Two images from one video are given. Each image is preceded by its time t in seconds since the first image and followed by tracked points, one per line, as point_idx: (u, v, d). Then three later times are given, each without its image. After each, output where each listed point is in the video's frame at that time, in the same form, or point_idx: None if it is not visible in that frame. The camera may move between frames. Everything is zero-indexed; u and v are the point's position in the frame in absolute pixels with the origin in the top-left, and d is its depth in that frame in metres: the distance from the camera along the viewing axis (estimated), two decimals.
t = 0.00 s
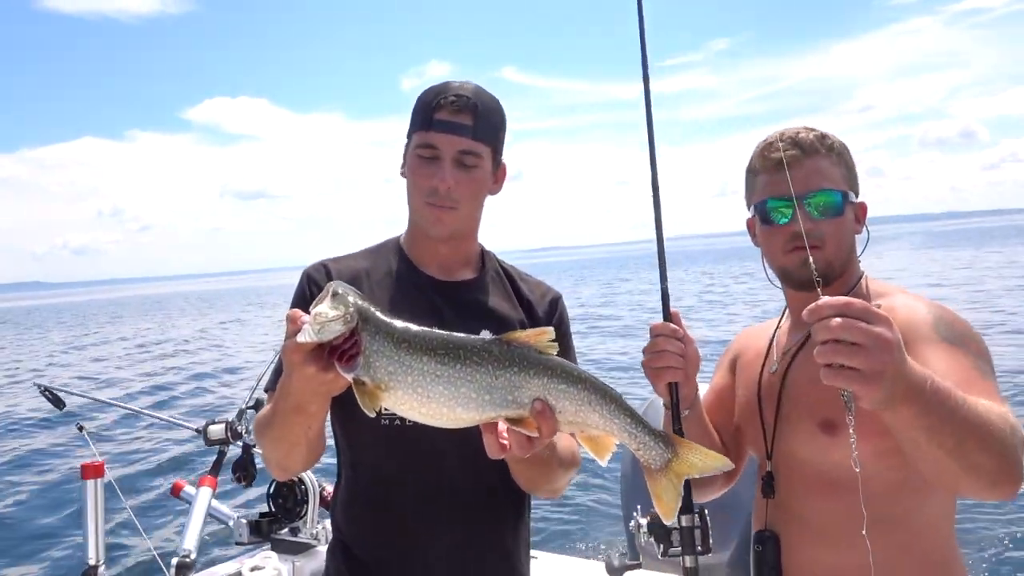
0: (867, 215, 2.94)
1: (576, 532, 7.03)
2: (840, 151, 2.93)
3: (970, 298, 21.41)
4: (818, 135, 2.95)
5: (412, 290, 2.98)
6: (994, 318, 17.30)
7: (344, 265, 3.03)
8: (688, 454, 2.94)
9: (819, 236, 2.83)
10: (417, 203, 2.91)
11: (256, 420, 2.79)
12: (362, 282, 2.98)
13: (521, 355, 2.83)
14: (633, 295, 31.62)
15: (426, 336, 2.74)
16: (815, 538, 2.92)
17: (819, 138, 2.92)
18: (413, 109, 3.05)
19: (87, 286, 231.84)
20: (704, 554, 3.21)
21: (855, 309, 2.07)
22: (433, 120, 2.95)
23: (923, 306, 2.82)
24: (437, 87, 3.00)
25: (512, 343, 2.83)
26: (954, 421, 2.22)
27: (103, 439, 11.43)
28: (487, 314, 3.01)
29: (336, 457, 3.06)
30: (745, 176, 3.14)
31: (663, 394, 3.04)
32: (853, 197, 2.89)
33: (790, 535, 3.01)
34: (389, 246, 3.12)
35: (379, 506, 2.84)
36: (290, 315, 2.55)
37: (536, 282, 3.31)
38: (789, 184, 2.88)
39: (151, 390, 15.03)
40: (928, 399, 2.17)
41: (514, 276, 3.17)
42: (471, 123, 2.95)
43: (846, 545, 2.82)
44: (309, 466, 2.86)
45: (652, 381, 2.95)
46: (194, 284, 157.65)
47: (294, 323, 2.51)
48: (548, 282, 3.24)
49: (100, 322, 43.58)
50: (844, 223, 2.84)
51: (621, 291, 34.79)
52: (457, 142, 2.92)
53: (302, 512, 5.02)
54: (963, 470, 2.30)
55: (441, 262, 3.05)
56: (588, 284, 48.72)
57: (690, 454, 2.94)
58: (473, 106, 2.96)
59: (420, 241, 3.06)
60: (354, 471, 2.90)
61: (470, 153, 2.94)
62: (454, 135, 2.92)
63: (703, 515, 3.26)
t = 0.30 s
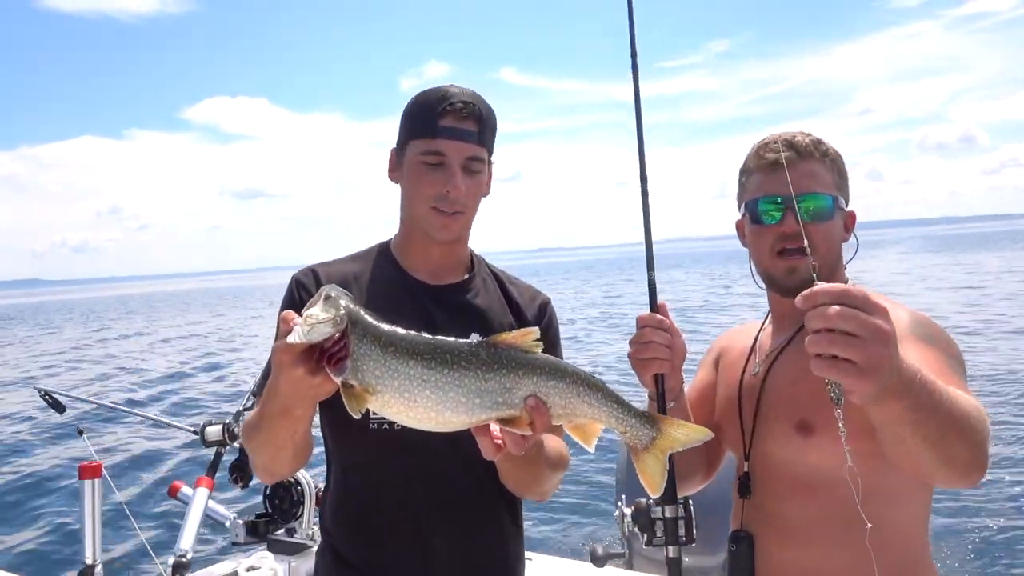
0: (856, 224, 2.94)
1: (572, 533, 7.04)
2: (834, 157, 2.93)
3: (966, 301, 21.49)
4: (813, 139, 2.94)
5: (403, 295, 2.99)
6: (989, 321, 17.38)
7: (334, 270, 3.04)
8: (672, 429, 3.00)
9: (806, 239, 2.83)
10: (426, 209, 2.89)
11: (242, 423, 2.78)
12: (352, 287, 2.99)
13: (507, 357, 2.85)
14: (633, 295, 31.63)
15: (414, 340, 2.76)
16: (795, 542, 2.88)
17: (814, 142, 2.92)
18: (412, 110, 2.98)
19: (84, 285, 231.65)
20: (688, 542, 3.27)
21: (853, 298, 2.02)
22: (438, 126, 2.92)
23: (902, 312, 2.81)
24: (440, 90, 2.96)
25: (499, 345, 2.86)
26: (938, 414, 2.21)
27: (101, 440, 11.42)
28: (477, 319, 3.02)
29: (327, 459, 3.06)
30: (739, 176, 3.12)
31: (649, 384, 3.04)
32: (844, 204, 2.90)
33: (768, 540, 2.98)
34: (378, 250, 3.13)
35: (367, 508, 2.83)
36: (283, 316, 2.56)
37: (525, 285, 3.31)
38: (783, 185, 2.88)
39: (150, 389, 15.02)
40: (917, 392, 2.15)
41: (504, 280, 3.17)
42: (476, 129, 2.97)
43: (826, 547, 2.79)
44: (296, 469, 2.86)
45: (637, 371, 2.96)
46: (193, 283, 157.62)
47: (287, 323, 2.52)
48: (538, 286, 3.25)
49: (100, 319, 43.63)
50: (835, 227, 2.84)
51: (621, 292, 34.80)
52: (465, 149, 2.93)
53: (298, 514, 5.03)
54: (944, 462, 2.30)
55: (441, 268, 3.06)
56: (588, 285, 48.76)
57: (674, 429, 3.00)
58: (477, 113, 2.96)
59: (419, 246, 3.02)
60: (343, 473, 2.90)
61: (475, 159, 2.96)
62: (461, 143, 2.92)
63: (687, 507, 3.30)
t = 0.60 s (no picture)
0: (851, 213, 2.88)
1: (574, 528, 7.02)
2: (826, 145, 2.85)
3: (970, 296, 21.40)
4: (803, 127, 2.86)
5: (389, 289, 2.98)
6: (993, 316, 17.31)
7: (321, 266, 3.03)
8: (661, 412, 2.93)
9: (799, 230, 2.73)
10: (419, 203, 2.88)
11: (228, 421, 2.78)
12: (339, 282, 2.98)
13: (490, 343, 2.84)
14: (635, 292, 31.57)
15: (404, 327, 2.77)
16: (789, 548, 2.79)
17: (804, 129, 2.83)
18: (402, 103, 2.96)
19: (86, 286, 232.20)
20: (680, 548, 3.30)
21: (837, 286, 1.87)
22: (431, 120, 2.90)
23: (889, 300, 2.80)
24: (431, 84, 2.94)
25: (485, 330, 2.86)
26: (927, 405, 2.09)
27: (105, 440, 11.43)
28: (464, 313, 3.01)
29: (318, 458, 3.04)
30: (728, 166, 3.06)
31: (640, 382, 3.00)
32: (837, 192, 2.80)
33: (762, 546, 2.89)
34: (365, 247, 3.12)
35: (360, 512, 2.82)
36: (270, 309, 2.58)
37: (513, 281, 3.30)
38: (774, 175, 2.79)
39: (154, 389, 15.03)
40: (906, 388, 2.02)
41: (491, 276, 3.17)
42: (468, 124, 2.98)
43: (820, 553, 2.70)
44: (284, 466, 2.86)
45: (628, 369, 2.90)
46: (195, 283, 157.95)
47: (272, 315, 2.55)
48: (525, 281, 3.24)
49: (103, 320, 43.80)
50: (830, 217, 2.75)
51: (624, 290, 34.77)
52: (458, 143, 2.93)
53: (299, 513, 5.02)
54: (934, 456, 2.18)
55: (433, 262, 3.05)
56: (590, 283, 48.77)
57: (663, 412, 2.93)
58: (469, 107, 2.97)
59: (409, 240, 2.99)
60: (334, 477, 2.87)
61: (468, 155, 2.97)
62: (455, 137, 2.92)
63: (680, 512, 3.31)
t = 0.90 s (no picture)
0: (839, 204, 2.77)
1: (561, 526, 7.00)
2: (812, 131, 2.73)
3: (954, 293, 21.61)
4: (788, 113, 2.74)
5: (366, 292, 2.95)
6: (977, 313, 17.49)
7: (298, 268, 3.00)
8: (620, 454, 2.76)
9: (784, 225, 2.62)
10: (396, 202, 2.86)
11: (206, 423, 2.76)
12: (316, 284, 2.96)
13: (459, 370, 2.75)
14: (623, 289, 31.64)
15: (377, 347, 2.71)
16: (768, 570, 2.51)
17: (790, 115, 2.70)
18: (377, 104, 2.93)
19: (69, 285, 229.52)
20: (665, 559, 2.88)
21: (827, 282, 1.55)
22: (405, 120, 2.88)
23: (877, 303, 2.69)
24: (404, 83, 2.91)
25: (455, 357, 2.76)
26: (927, 419, 1.81)
27: (88, 438, 11.31)
28: (441, 315, 2.97)
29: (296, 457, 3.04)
30: (708, 156, 2.95)
31: (620, 383, 2.73)
32: (824, 182, 2.69)
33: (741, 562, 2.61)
34: (342, 248, 3.09)
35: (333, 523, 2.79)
36: (249, 310, 2.59)
37: (491, 281, 3.26)
38: (758, 165, 2.67)
39: (139, 387, 14.89)
40: (903, 399, 1.72)
41: (469, 277, 3.14)
42: (442, 122, 2.95)
43: None
44: (262, 468, 2.84)
45: (607, 371, 2.62)
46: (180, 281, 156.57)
47: (251, 315, 2.56)
48: (503, 281, 3.21)
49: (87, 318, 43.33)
50: (818, 208, 2.64)
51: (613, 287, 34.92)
52: (433, 142, 2.90)
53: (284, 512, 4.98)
54: (931, 474, 1.91)
55: (411, 262, 3.02)
56: (578, 280, 48.83)
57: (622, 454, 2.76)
58: (443, 106, 2.94)
59: (386, 241, 2.96)
60: (311, 484, 2.86)
61: (444, 153, 2.94)
62: (430, 136, 2.89)
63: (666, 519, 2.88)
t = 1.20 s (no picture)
0: (811, 182, 2.37)
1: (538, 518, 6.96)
2: (781, 103, 2.34)
3: (923, 285, 22.04)
4: (753, 82, 2.33)
5: (321, 284, 2.89)
6: (946, 304, 17.84)
7: (255, 261, 2.94)
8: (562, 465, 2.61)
9: (749, 208, 2.23)
10: (350, 193, 2.79)
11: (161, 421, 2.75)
12: (272, 278, 2.91)
13: (395, 373, 2.65)
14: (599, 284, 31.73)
15: (313, 343, 2.66)
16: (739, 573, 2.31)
17: (755, 84, 2.30)
18: (329, 94, 2.87)
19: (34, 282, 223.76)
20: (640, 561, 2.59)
21: (798, 248, 1.23)
22: (357, 110, 2.81)
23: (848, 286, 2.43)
24: (357, 74, 2.85)
25: (392, 360, 2.66)
26: (904, 405, 1.62)
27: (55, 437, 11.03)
28: (398, 305, 2.90)
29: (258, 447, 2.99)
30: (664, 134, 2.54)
31: (587, 381, 2.59)
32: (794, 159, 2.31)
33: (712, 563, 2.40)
34: (300, 239, 3.03)
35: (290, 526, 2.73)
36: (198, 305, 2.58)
37: (453, 268, 3.18)
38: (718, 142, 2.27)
39: (109, 386, 14.57)
40: (879, 386, 1.53)
41: (428, 265, 3.06)
42: (396, 111, 2.88)
43: None
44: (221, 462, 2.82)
45: (574, 367, 2.51)
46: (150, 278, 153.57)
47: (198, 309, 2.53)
48: (464, 270, 3.14)
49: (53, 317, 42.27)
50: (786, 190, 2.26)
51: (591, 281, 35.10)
52: (386, 131, 2.83)
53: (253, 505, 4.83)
54: (906, 467, 1.76)
55: (368, 253, 2.95)
56: (555, 274, 48.91)
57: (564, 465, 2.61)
58: (395, 95, 2.87)
59: (343, 232, 2.90)
60: (270, 483, 2.81)
61: (397, 142, 2.87)
62: (382, 125, 2.83)
63: (639, 518, 2.60)
